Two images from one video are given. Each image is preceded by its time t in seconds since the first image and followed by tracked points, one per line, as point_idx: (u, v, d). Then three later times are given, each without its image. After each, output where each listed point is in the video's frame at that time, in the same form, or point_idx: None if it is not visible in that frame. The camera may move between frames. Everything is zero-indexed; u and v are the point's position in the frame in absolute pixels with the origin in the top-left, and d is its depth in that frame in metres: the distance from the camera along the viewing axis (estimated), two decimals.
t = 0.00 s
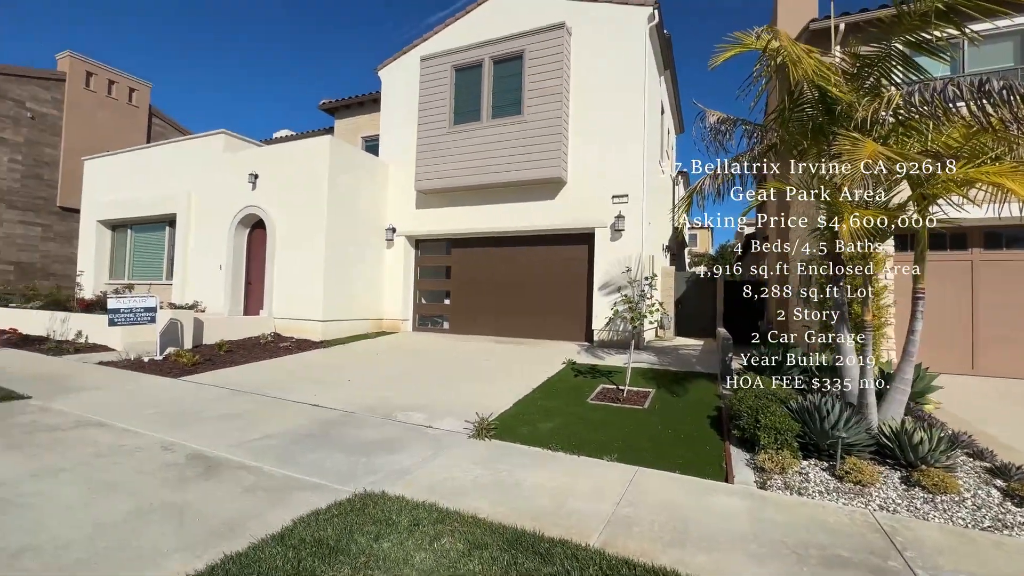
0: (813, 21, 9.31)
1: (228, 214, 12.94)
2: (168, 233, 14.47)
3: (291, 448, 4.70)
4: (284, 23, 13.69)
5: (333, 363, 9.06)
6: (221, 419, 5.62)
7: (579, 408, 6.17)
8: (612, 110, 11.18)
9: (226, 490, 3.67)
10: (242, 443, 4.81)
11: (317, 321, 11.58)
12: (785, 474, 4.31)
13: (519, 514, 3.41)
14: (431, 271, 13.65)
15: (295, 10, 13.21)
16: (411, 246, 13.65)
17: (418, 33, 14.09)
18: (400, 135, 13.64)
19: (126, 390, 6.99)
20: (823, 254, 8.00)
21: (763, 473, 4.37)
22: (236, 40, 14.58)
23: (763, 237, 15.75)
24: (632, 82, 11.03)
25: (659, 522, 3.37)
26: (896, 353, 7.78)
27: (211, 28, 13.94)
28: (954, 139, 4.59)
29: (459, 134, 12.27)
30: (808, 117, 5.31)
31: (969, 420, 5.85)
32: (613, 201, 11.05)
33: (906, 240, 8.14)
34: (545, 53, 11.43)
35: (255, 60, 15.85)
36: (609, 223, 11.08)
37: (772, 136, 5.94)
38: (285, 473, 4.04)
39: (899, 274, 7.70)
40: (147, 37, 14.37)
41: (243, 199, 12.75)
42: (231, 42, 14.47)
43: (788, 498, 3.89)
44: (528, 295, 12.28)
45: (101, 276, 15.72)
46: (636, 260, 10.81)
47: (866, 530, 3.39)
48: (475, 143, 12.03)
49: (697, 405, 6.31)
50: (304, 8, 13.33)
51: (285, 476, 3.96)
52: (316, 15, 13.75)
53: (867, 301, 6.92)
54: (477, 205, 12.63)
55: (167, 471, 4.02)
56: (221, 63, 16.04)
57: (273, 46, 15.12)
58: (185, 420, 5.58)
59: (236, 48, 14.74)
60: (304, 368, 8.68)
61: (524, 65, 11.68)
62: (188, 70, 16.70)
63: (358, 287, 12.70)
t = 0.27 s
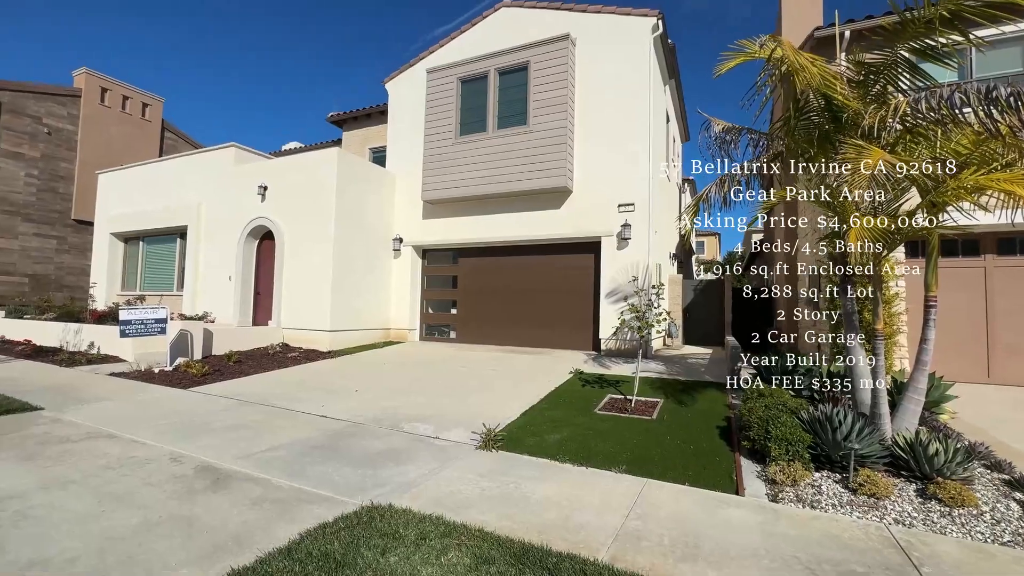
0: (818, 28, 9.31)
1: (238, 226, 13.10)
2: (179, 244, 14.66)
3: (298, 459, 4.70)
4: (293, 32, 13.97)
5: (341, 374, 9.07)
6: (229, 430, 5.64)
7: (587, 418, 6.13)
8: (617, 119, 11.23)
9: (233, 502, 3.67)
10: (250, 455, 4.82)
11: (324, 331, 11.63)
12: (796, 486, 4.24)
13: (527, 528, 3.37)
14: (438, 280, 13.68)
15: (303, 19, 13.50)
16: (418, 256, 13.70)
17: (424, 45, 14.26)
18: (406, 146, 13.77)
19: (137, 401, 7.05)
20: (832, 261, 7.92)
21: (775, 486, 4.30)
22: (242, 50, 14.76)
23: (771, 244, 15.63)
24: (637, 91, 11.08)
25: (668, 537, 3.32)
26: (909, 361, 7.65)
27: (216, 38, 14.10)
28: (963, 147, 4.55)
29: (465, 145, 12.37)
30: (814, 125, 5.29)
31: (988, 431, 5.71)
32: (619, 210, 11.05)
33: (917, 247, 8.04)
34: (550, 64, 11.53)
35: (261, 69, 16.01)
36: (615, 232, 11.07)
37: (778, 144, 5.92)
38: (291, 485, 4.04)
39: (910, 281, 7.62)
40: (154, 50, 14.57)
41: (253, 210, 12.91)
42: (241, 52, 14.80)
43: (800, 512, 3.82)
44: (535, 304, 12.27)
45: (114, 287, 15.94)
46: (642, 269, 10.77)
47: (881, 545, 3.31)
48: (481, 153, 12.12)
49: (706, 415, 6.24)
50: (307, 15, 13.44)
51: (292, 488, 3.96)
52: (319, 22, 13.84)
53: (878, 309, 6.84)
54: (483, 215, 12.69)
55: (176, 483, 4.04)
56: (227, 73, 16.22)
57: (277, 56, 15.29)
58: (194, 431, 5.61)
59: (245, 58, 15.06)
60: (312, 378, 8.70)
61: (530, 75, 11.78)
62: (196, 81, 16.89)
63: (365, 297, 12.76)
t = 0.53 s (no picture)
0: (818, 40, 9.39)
1: (244, 238, 13.22)
2: (186, 256, 14.79)
3: (301, 472, 4.70)
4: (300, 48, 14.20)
5: (345, 385, 9.08)
6: (234, 442, 5.65)
7: (591, 429, 6.10)
8: (619, 130, 11.31)
9: (237, 516, 3.67)
10: (255, 467, 4.83)
11: (328, 342, 11.66)
12: (804, 499, 4.19)
13: (531, 542, 3.35)
14: (442, 291, 13.72)
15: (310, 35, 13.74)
16: (422, 267, 13.76)
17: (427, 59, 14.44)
18: (411, 158, 13.91)
19: (142, 413, 7.07)
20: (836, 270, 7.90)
21: (782, 499, 4.26)
22: (250, 63, 15.01)
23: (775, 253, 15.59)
24: (639, 102, 11.18)
25: (674, 551, 3.28)
26: (916, 371, 7.57)
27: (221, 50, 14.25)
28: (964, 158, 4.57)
29: (468, 156, 12.48)
30: (815, 136, 5.32)
31: (997, 441, 5.64)
32: (623, 220, 11.08)
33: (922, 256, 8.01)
34: (552, 76, 11.66)
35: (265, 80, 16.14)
36: (619, 242, 11.10)
37: (780, 155, 5.95)
38: (295, 498, 4.04)
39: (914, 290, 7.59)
40: (159, 62, 14.71)
41: (259, 222, 13.03)
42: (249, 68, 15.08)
43: (808, 526, 3.77)
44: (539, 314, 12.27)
45: (121, 299, 16.08)
46: (646, 278, 10.77)
47: (890, 560, 3.27)
48: (484, 165, 12.22)
49: (712, 426, 6.19)
50: (309, 25, 13.52)
51: (296, 502, 3.95)
52: (320, 32, 13.90)
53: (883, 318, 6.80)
54: (487, 225, 12.75)
55: (180, 497, 4.04)
56: (232, 85, 16.38)
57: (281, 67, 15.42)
58: (199, 443, 5.62)
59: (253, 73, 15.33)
60: (317, 389, 8.71)
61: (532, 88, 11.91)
62: (200, 92, 17.05)
63: (369, 308, 12.80)
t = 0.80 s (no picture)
0: (817, 49, 9.46)
1: (248, 247, 13.29)
2: (190, 265, 14.87)
3: (304, 482, 4.69)
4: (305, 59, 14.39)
5: (348, 394, 9.08)
6: (237, 452, 5.65)
7: (595, 439, 6.08)
8: (621, 140, 11.38)
9: (240, 526, 3.67)
10: (257, 477, 4.82)
11: (331, 350, 11.68)
12: (809, 509, 4.16)
13: (536, 553, 3.33)
14: (444, 299, 13.75)
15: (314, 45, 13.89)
16: (425, 275, 13.80)
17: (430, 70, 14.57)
18: (413, 167, 14.01)
19: (146, 422, 7.07)
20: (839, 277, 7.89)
21: (788, 509, 4.22)
22: (255, 74, 15.18)
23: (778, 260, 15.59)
24: (640, 112, 11.26)
25: (679, 562, 3.26)
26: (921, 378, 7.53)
27: (222, 59, 14.29)
28: (965, 167, 4.59)
29: (471, 165, 12.56)
30: (815, 145, 5.35)
31: (1004, 450, 5.60)
32: (625, 228, 11.11)
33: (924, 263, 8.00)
34: (554, 86, 11.76)
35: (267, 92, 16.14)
36: (621, 250, 11.12)
37: (781, 164, 5.97)
38: (298, 509, 4.03)
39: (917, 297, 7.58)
40: (165, 72, 14.88)
41: (263, 231, 13.11)
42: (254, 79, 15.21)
43: (815, 536, 3.74)
44: (542, 322, 12.27)
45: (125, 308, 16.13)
46: (648, 286, 10.78)
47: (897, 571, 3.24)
48: (486, 174, 12.29)
49: (716, 435, 6.15)
50: (311, 33, 13.62)
51: (299, 512, 3.95)
52: (323, 40, 13.99)
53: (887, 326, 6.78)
54: (489, 234, 12.80)
55: (183, 507, 4.04)
56: (234, 96, 16.40)
57: (282, 78, 15.43)
58: (203, 453, 5.62)
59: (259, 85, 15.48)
60: (319, 398, 8.72)
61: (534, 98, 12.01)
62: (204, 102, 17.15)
63: (372, 316, 12.83)
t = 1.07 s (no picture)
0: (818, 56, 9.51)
1: (253, 253, 13.38)
2: (195, 271, 14.96)
3: (309, 488, 4.70)
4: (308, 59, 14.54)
5: (352, 399, 9.10)
6: (242, 458, 5.66)
7: (600, 445, 6.07)
8: (624, 146, 11.44)
9: (245, 532, 3.68)
10: (262, 483, 4.83)
11: (336, 356, 11.71)
12: (816, 517, 4.13)
13: (540, 560, 3.32)
14: (448, 305, 13.78)
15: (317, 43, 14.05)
16: (428, 281, 13.84)
17: (434, 77, 14.71)
18: (417, 174, 14.10)
19: (151, 428, 7.09)
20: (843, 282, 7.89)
21: (794, 517, 4.20)
22: (260, 77, 15.37)
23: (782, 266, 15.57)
24: (642, 118, 11.33)
25: (685, 570, 3.25)
26: (928, 384, 7.49)
27: (226, 62, 14.41)
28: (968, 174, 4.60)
29: (474, 172, 12.63)
30: (818, 152, 5.36)
31: (1011, 457, 5.56)
32: (628, 234, 11.14)
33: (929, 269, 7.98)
34: (557, 93, 11.84)
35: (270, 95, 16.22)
36: (625, 256, 11.14)
37: (784, 171, 5.99)
38: (303, 515, 4.04)
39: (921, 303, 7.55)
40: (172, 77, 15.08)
41: (268, 238, 13.20)
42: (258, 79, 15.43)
43: (822, 544, 3.72)
44: (545, 328, 12.27)
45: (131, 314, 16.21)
46: (652, 292, 10.78)
47: None
48: (490, 180, 12.36)
49: (721, 442, 6.13)
50: (315, 37, 13.76)
51: (305, 518, 3.95)
52: (326, 44, 14.12)
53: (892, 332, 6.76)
54: (493, 240, 12.85)
55: (189, 513, 4.05)
56: (237, 99, 16.48)
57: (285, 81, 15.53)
58: (208, 458, 5.63)
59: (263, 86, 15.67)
60: (324, 404, 8.74)
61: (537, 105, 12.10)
62: (209, 108, 17.32)
63: (376, 322, 12.87)
